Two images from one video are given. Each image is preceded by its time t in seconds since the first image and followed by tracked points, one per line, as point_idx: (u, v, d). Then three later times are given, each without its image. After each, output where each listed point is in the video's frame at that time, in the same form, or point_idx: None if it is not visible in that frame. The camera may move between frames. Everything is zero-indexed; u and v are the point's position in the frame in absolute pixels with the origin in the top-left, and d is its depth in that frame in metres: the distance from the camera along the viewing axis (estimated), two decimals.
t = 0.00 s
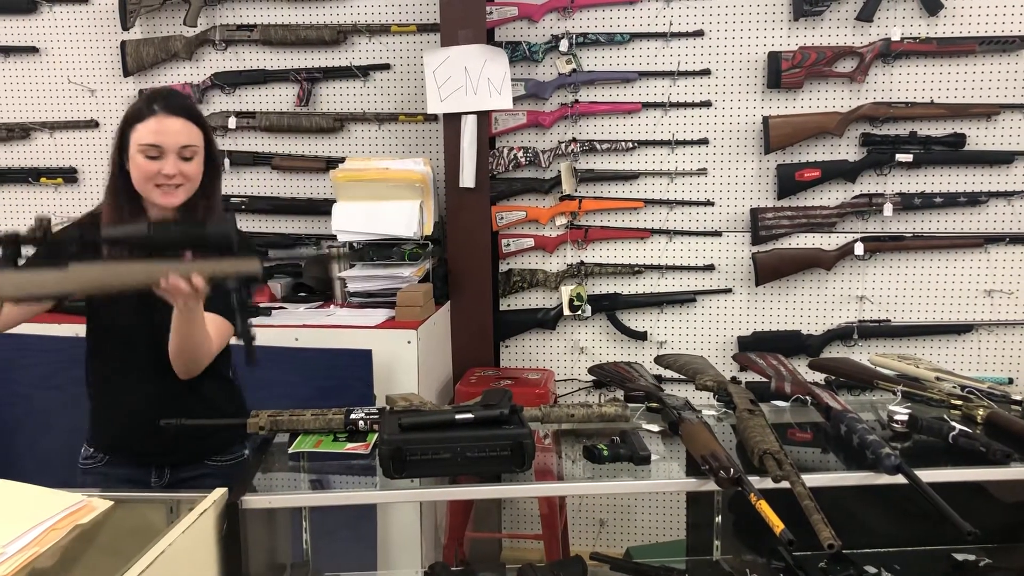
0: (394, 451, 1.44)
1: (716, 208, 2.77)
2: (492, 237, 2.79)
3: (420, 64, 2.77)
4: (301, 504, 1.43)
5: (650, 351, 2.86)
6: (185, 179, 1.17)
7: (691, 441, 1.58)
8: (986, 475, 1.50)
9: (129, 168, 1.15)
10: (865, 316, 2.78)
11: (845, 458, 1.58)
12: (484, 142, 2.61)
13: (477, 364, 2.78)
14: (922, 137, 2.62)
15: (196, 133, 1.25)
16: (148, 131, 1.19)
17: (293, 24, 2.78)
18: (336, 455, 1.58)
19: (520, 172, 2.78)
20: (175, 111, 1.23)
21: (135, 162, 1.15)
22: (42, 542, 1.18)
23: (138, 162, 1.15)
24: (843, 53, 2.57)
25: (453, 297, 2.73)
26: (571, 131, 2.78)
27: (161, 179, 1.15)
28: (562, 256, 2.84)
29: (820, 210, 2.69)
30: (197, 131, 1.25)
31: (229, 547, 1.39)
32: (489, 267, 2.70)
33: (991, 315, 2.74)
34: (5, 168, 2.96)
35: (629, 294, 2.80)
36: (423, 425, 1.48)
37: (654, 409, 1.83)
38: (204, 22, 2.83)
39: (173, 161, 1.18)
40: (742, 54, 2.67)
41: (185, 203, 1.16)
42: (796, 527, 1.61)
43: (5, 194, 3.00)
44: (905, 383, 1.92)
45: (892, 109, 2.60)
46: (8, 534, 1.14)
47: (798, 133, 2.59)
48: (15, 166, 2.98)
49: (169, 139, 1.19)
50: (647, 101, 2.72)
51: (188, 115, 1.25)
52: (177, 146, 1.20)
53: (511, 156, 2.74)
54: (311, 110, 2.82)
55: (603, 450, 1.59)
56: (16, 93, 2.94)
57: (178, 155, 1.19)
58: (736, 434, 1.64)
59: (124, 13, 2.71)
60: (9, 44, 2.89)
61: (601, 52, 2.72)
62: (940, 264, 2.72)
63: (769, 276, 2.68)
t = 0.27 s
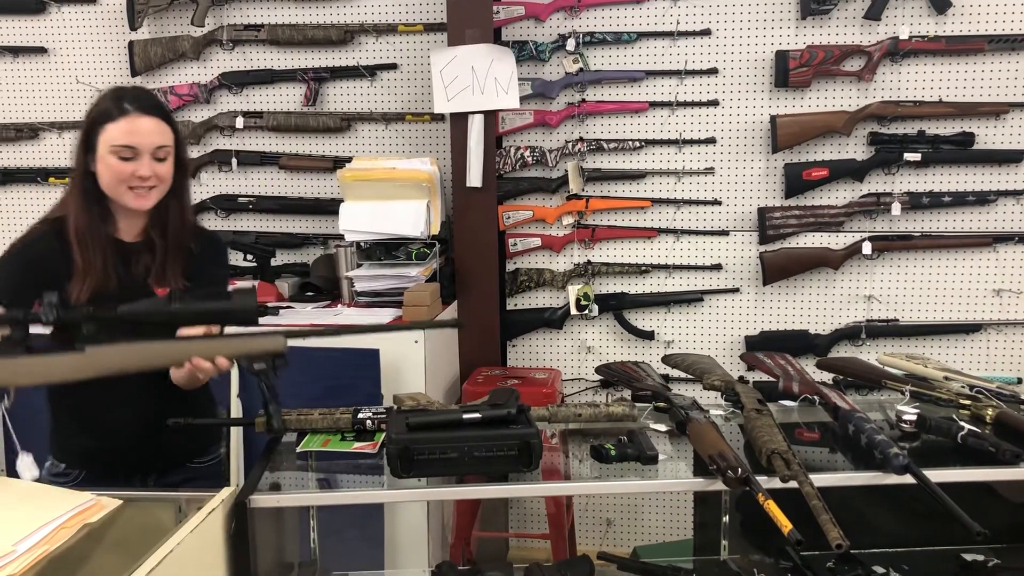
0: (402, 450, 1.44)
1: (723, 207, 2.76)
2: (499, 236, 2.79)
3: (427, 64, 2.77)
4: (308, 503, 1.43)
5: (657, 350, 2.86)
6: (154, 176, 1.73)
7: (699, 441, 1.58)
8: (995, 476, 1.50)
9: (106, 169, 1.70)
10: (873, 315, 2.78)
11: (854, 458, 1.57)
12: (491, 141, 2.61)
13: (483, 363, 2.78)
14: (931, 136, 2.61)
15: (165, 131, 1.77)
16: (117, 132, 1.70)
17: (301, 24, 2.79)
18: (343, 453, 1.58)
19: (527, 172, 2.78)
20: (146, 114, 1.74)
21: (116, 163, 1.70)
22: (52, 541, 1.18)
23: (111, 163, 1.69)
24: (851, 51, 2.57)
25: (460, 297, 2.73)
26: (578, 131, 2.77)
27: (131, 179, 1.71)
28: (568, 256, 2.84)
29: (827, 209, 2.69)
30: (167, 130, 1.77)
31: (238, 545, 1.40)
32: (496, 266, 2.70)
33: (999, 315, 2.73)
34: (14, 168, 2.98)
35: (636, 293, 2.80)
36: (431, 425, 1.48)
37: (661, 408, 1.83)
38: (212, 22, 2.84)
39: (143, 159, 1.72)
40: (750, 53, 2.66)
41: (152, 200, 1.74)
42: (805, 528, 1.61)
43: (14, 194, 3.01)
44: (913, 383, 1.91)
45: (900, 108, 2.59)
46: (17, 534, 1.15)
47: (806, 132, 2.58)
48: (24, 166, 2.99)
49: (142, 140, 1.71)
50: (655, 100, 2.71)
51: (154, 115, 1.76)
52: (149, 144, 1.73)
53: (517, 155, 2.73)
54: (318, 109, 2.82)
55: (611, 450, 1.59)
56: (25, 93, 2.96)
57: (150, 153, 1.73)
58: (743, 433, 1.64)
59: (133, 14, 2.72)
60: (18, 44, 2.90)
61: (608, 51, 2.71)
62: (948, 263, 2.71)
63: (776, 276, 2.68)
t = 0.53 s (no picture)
0: (407, 449, 1.44)
1: (728, 206, 2.76)
2: (504, 236, 2.79)
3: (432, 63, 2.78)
4: (313, 502, 1.43)
5: (663, 350, 2.86)
6: (124, 175, 1.83)
7: (704, 441, 1.57)
8: (1001, 476, 1.49)
9: (76, 168, 1.77)
10: (879, 315, 2.77)
11: (859, 458, 1.57)
12: (496, 140, 2.61)
13: (489, 363, 2.78)
14: (937, 135, 2.60)
15: (127, 125, 1.84)
16: (85, 131, 1.77)
17: (306, 23, 2.79)
18: (348, 452, 1.59)
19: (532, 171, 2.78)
20: (112, 111, 1.81)
21: (88, 162, 1.78)
22: (57, 540, 1.19)
23: (82, 162, 1.77)
24: (857, 50, 2.56)
25: (465, 297, 2.73)
26: (583, 130, 2.77)
27: (104, 178, 1.80)
28: (573, 255, 2.84)
29: (834, 208, 2.68)
30: (130, 125, 1.85)
31: (243, 545, 1.40)
32: (501, 265, 2.70)
33: (1005, 314, 2.72)
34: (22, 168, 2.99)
35: (641, 293, 2.80)
36: (436, 424, 1.48)
37: (667, 409, 1.83)
38: (218, 22, 2.85)
39: (113, 157, 1.81)
40: (755, 52, 2.66)
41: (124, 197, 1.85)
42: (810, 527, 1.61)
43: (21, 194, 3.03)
44: (919, 382, 1.91)
45: (907, 107, 2.58)
46: (22, 534, 1.15)
47: (812, 131, 2.58)
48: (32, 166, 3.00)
49: (110, 138, 1.80)
50: (660, 99, 2.71)
51: (116, 110, 1.83)
52: (118, 141, 1.81)
53: (523, 155, 2.74)
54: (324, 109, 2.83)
55: (616, 450, 1.59)
56: (32, 94, 2.97)
57: (120, 150, 1.82)
58: (748, 433, 1.64)
59: (138, 14, 2.73)
60: (25, 45, 2.91)
61: (613, 50, 2.71)
62: (954, 263, 2.70)
63: (782, 275, 2.67)
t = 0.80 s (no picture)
0: (410, 448, 1.44)
1: (732, 206, 2.76)
2: (508, 235, 2.79)
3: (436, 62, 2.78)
4: (317, 502, 1.43)
5: (667, 349, 2.86)
6: (102, 179, 1.75)
7: (708, 441, 1.57)
8: (1006, 476, 1.49)
9: (53, 171, 1.70)
10: (883, 314, 2.77)
11: (864, 458, 1.56)
12: (500, 140, 2.61)
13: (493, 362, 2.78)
14: (942, 134, 2.60)
15: (110, 126, 1.74)
16: (64, 132, 1.68)
17: (310, 23, 2.79)
18: (352, 451, 1.58)
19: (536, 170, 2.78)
20: (93, 114, 1.71)
21: (66, 166, 1.70)
22: (60, 538, 1.19)
23: (58, 165, 1.69)
24: (862, 49, 2.56)
25: (469, 295, 2.73)
26: (587, 129, 2.77)
27: (81, 182, 1.72)
28: (577, 254, 2.84)
29: (838, 208, 2.68)
30: (112, 126, 1.75)
31: (245, 544, 1.40)
32: (505, 264, 2.70)
33: (1010, 314, 2.71)
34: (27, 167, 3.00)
35: (646, 292, 2.80)
36: (440, 424, 1.48)
37: (671, 408, 1.82)
38: (222, 21, 2.85)
39: (92, 161, 1.72)
40: (759, 51, 2.65)
41: (101, 201, 1.77)
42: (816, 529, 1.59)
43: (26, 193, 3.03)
44: (924, 382, 1.90)
45: (911, 106, 2.57)
46: (26, 531, 1.15)
47: (816, 130, 2.58)
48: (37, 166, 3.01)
49: (90, 143, 1.70)
50: (664, 98, 2.71)
51: (98, 111, 1.73)
52: (98, 145, 1.71)
53: (527, 154, 2.74)
54: (328, 108, 2.83)
55: (620, 449, 1.59)
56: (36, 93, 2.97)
57: (98, 154, 1.72)
58: (752, 432, 1.63)
59: (142, 13, 2.73)
60: (29, 44, 2.92)
61: (617, 49, 2.71)
62: (959, 262, 2.69)
63: (786, 275, 2.67)
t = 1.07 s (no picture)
0: (412, 447, 1.44)
1: (734, 205, 2.75)
2: (509, 234, 2.79)
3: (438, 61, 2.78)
4: (320, 501, 1.43)
5: (669, 348, 2.86)
6: (86, 185, 1.63)
7: (710, 440, 1.57)
8: (1008, 475, 1.49)
9: (34, 174, 1.58)
10: (885, 313, 2.76)
11: (865, 457, 1.56)
12: (501, 139, 2.61)
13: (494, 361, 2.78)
14: (944, 133, 2.59)
15: (97, 130, 1.61)
16: (44, 136, 1.55)
17: (311, 22, 2.79)
18: (353, 449, 1.58)
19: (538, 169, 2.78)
20: (75, 117, 1.57)
21: (47, 169, 1.57)
22: (62, 537, 1.19)
23: (39, 169, 1.57)
24: (864, 48, 2.56)
25: (470, 294, 2.73)
26: (589, 128, 2.77)
27: (63, 187, 1.60)
28: (579, 253, 2.84)
29: (839, 207, 2.68)
30: (99, 131, 1.61)
31: (247, 543, 1.40)
32: (506, 262, 2.70)
33: (1012, 313, 2.71)
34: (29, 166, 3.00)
35: (648, 291, 2.80)
36: (442, 422, 1.48)
37: (673, 407, 1.82)
38: (224, 21, 2.85)
39: (74, 165, 1.59)
40: (761, 50, 2.65)
41: (85, 206, 1.66)
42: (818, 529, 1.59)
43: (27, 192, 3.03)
44: (926, 382, 1.90)
45: (913, 105, 2.57)
46: (28, 530, 1.15)
47: (818, 129, 2.57)
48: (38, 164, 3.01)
49: (72, 148, 1.57)
50: (666, 97, 2.70)
51: (84, 114, 1.59)
52: (80, 150, 1.58)
53: (528, 153, 2.74)
54: (329, 108, 2.83)
55: (621, 448, 1.59)
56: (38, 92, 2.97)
57: (81, 158, 1.59)
58: (754, 431, 1.63)
59: (144, 12, 2.73)
60: (31, 43, 2.92)
61: (618, 48, 2.71)
62: (960, 261, 2.69)
63: (787, 274, 2.67)
